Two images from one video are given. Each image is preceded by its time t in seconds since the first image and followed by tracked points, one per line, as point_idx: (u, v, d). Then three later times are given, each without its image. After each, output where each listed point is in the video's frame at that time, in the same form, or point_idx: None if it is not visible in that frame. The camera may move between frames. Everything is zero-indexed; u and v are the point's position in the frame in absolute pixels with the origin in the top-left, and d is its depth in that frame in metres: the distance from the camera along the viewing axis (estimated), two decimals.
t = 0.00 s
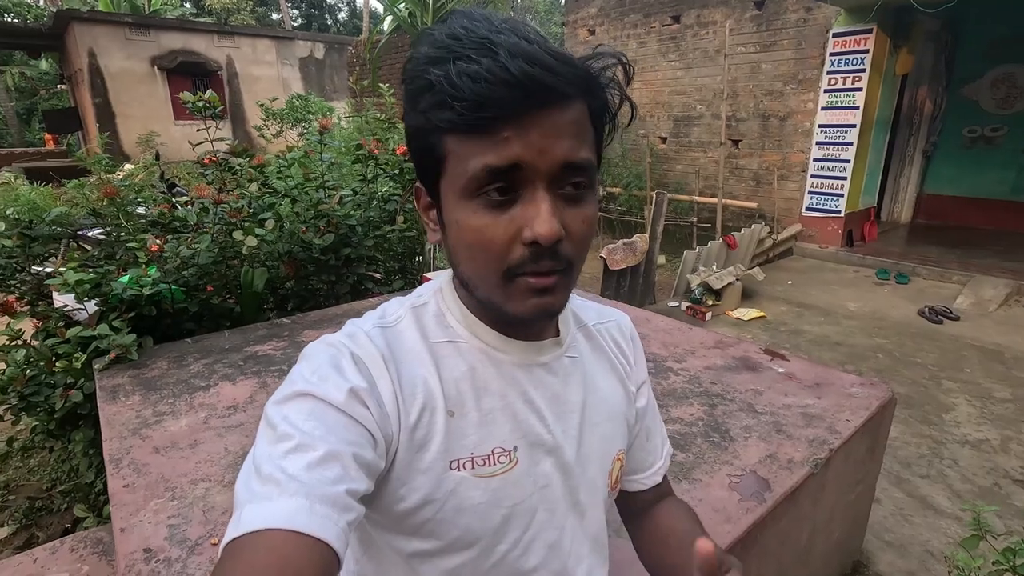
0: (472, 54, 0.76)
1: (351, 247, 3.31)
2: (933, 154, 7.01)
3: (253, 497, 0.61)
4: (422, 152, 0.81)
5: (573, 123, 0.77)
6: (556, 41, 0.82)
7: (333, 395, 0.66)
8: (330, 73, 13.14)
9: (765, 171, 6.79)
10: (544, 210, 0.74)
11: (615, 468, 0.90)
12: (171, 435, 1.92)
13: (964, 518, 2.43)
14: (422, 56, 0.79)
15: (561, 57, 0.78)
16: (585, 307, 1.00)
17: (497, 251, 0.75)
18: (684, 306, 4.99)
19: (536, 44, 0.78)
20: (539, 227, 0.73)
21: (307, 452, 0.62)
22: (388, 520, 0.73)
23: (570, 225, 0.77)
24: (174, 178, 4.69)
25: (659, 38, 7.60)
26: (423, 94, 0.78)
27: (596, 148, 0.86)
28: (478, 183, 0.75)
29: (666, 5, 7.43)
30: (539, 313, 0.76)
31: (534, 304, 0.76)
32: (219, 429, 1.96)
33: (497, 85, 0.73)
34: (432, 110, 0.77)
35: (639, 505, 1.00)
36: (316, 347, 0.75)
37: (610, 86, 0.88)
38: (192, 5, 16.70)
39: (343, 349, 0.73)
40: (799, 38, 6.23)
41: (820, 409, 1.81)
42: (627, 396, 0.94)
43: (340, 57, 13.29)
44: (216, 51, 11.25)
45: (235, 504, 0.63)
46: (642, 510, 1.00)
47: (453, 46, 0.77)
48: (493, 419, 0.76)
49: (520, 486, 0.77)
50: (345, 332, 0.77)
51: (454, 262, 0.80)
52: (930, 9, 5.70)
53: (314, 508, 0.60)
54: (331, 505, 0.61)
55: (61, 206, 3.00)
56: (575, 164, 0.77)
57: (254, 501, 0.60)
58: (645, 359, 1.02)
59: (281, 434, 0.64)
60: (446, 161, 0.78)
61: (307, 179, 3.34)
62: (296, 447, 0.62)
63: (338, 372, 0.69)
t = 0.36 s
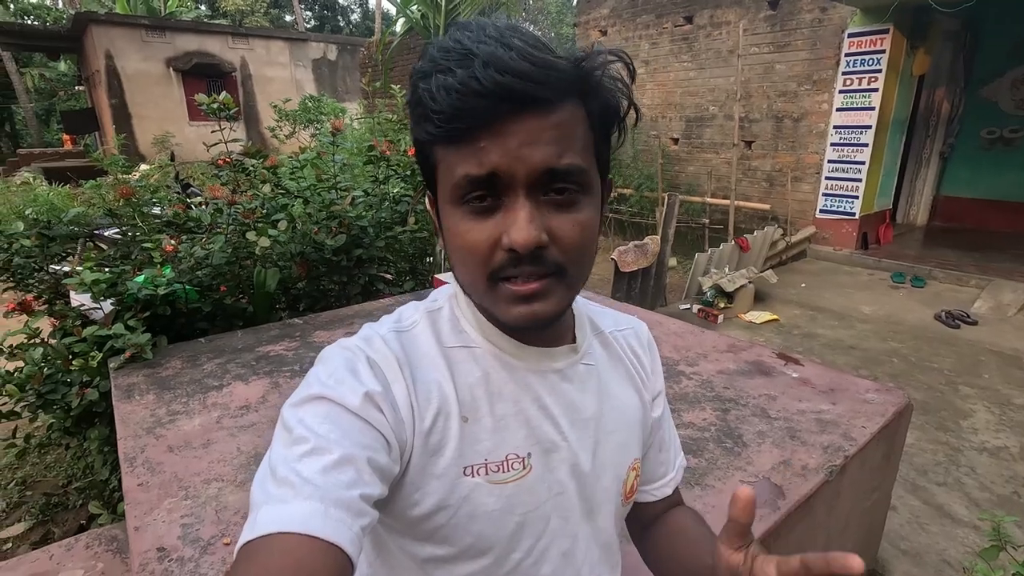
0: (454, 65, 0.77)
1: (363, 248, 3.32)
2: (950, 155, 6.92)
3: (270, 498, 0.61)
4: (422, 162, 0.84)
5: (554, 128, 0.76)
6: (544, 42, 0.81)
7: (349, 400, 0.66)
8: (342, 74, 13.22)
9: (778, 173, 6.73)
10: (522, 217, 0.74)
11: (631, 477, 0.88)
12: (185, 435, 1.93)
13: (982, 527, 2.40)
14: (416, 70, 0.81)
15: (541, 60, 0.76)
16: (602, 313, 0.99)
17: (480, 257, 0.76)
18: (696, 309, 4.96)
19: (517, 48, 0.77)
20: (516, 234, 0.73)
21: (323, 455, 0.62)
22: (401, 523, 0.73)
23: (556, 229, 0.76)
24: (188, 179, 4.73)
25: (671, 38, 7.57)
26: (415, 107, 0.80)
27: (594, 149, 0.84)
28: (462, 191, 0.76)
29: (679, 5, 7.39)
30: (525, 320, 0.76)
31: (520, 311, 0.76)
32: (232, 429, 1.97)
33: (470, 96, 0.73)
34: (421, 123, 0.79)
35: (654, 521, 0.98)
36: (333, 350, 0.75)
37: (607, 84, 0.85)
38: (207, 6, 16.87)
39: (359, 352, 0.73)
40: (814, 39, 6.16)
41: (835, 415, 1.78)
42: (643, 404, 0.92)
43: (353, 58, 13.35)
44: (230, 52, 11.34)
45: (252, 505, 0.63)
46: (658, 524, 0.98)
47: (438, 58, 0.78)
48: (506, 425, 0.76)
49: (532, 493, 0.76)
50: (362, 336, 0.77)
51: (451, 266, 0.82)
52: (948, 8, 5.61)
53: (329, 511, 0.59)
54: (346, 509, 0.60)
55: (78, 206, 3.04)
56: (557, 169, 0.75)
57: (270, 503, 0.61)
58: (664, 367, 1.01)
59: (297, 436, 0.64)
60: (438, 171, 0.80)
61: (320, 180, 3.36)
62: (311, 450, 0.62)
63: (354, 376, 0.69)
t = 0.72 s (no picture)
0: (451, 61, 0.76)
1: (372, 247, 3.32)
2: (965, 156, 6.85)
3: (271, 501, 0.61)
4: (418, 160, 0.83)
5: (554, 123, 0.75)
6: (543, 40, 0.81)
7: (349, 402, 0.66)
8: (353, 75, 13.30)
9: (789, 174, 6.68)
10: (524, 214, 0.74)
11: (631, 475, 0.88)
12: (197, 430, 1.94)
13: (996, 532, 2.36)
14: (412, 67, 0.80)
15: (541, 56, 0.76)
16: (602, 311, 0.99)
17: (479, 254, 0.75)
18: (706, 310, 4.93)
19: (516, 44, 0.77)
20: (518, 231, 0.73)
21: (323, 457, 0.61)
22: (403, 526, 0.72)
23: (555, 227, 0.76)
24: (201, 179, 4.77)
25: (682, 38, 7.55)
26: (412, 104, 0.79)
27: (594, 147, 0.84)
28: (460, 189, 0.75)
29: (690, 6, 7.37)
30: (525, 318, 0.75)
31: (520, 309, 0.75)
32: (243, 425, 1.98)
33: (470, 92, 0.73)
34: (418, 119, 0.78)
35: (634, 514, 0.99)
36: (332, 352, 0.74)
37: (605, 81, 0.85)
38: (220, 9, 17.06)
39: (358, 354, 0.73)
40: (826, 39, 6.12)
41: (846, 416, 1.77)
42: (643, 404, 0.92)
43: (364, 60, 13.43)
44: (243, 54, 11.43)
45: (253, 508, 0.62)
46: (638, 522, 0.99)
47: (435, 55, 0.77)
48: (507, 427, 0.76)
49: (534, 494, 0.76)
50: (360, 338, 0.77)
51: (449, 265, 0.81)
52: (964, 7, 5.54)
53: (330, 513, 0.59)
54: (349, 511, 0.60)
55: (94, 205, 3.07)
56: (558, 166, 0.75)
57: (271, 505, 0.60)
58: (664, 368, 1.00)
59: (298, 439, 0.63)
60: (435, 168, 0.79)
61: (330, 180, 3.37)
62: (313, 452, 0.62)
63: (354, 378, 0.69)
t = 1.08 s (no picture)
0: (450, 55, 0.76)
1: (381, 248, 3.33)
2: (980, 159, 6.75)
3: (271, 494, 0.61)
4: (417, 155, 0.83)
5: (551, 115, 0.75)
6: (540, 33, 0.81)
7: (347, 395, 0.66)
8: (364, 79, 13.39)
9: (801, 177, 6.64)
10: (523, 206, 0.74)
11: (630, 471, 0.88)
12: (205, 427, 1.95)
13: (1010, 539, 2.32)
14: (411, 62, 0.80)
15: (538, 48, 0.77)
16: (602, 306, 0.98)
17: (479, 247, 0.75)
18: (715, 313, 4.90)
19: (513, 38, 0.77)
20: (517, 223, 0.73)
21: (323, 450, 0.61)
22: (402, 520, 0.72)
23: (555, 219, 0.76)
24: (213, 181, 4.81)
25: (693, 41, 7.53)
26: (411, 98, 0.79)
27: (592, 140, 0.84)
28: (459, 181, 0.75)
29: (700, 8, 7.36)
30: (525, 311, 0.75)
31: (520, 301, 0.75)
32: (250, 422, 1.99)
33: (468, 84, 0.73)
34: (417, 113, 0.78)
35: (635, 513, 0.99)
36: (331, 346, 0.74)
37: (602, 74, 0.85)
38: (234, 14, 17.27)
39: (357, 348, 0.73)
40: (838, 41, 6.08)
41: (854, 418, 1.75)
42: (643, 399, 0.91)
43: (375, 63, 13.51)
44: (257, 58, 11.56)
45: (253, 500, 0.62)
46: (639, 521, 0.99)
47: (434, 49, 0.78)
48: (506, 421, 0.75)
49: (532, 489, 0.75)
50: (359, 332, 0.77)
51: (448, 259, 0.81)
52: (979, 9, 5.47)
53: (329, 505, 0.59)
54: (347, 503, 0.60)
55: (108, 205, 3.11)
56: (556, 158, 0.75)
57: (271, 498, 0.60)
58: (664, 364, 1.00)
59: (297, 433, 0.63)
60: (434, 162, 0.79)
61: (340, 181, 3.39)
62: (311, 445, 0.62)
63: (352, 371, 0.69)
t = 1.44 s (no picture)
0: (473, 54, 0.77)
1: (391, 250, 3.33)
2: (995, 163, 6.68)
3: (285, 492, 0.61)
4: (437, 154, 0.83)
5: (572, 114, 0.76)
6: (561, 35, 0.82)
7: (363, 395, 0.66)
8: (375, 82, 13.46)
9: (812, 180, 6.59)
10: (542, 203, 0.73)
11: (642, 476, 0.87)
12: (216, 427, 1.96)
13: None
14: (433, 62, 0.81)
15: (560, 49, 0.77)
16: (614, 310, 0.97)
17: (497, 244, 0.74)
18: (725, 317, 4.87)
19: (536, 38, 0.78)
20: (536, 219, 0.72)
21: (338, 449, 0.61)
22: (414, 521, 0.72)
23: (574, 217, 0.75)
24: (226, 182, 4.85)
25: (703, 44, 7.51)
26: (433, 97, 0.80)
27: (610, 140, 0.84)
28: (479, 179, 0.75)
29: (711, 11, 7.34)
30: (542, 309, 0.75)
31: (538, 299, 0.75)
32: (261, 423, 2.00)
33: (491, 80, 0.73)
34: (439, 111, 0.78)
35: (646, 518, 0.98)
36: (346, 347, 0.74)
37: (621, 76, 0.85)
38: (247, 18, 17.44)
39: (372, 348, 0.73)
40: (851, 43, 6.04)
41: (867, 425, 1.72)
42: (655, 403, 0.91)
43: (386, 66, 13.58)
44: (269, 61, 11.65)
45: (268, 499, 0.62)
46: (651, 526, 0.97)
47: (457, 50, 0.78)
48: (518, 423, 0.75)
49: (545, 491, 0.75)
50: (375, 332, 0.77)
51: (465, 258, 0.81)
52: (994, 10, 5.39)
53: (343, 505, 0.59)
54: (362, 503, 0.60)
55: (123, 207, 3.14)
56: (575, 156, 0.75)
57: (285, 497, 0.60)
58: (676, 369, 0.99)
59: (313, 431, 0.63)
60: (454, 160, 0.79)
61: (350, 183, 3.41)
62: (327, 444, 0.62)
63: (368, 372, 0.69)
